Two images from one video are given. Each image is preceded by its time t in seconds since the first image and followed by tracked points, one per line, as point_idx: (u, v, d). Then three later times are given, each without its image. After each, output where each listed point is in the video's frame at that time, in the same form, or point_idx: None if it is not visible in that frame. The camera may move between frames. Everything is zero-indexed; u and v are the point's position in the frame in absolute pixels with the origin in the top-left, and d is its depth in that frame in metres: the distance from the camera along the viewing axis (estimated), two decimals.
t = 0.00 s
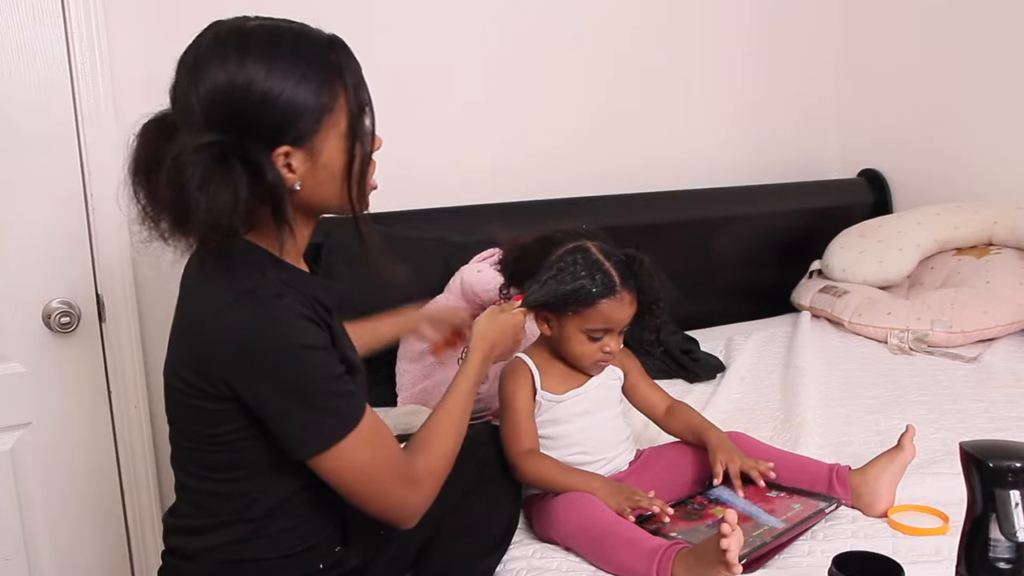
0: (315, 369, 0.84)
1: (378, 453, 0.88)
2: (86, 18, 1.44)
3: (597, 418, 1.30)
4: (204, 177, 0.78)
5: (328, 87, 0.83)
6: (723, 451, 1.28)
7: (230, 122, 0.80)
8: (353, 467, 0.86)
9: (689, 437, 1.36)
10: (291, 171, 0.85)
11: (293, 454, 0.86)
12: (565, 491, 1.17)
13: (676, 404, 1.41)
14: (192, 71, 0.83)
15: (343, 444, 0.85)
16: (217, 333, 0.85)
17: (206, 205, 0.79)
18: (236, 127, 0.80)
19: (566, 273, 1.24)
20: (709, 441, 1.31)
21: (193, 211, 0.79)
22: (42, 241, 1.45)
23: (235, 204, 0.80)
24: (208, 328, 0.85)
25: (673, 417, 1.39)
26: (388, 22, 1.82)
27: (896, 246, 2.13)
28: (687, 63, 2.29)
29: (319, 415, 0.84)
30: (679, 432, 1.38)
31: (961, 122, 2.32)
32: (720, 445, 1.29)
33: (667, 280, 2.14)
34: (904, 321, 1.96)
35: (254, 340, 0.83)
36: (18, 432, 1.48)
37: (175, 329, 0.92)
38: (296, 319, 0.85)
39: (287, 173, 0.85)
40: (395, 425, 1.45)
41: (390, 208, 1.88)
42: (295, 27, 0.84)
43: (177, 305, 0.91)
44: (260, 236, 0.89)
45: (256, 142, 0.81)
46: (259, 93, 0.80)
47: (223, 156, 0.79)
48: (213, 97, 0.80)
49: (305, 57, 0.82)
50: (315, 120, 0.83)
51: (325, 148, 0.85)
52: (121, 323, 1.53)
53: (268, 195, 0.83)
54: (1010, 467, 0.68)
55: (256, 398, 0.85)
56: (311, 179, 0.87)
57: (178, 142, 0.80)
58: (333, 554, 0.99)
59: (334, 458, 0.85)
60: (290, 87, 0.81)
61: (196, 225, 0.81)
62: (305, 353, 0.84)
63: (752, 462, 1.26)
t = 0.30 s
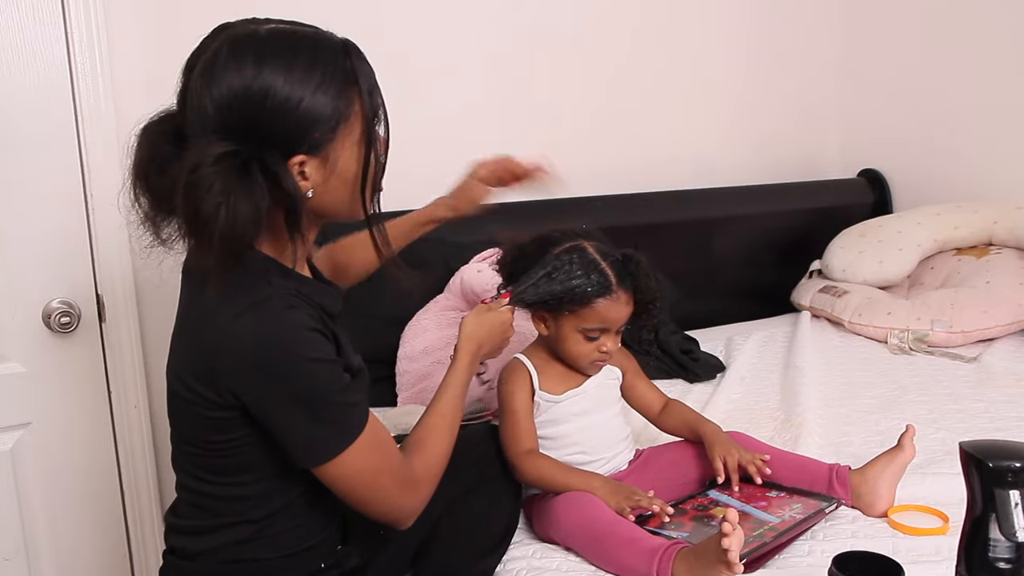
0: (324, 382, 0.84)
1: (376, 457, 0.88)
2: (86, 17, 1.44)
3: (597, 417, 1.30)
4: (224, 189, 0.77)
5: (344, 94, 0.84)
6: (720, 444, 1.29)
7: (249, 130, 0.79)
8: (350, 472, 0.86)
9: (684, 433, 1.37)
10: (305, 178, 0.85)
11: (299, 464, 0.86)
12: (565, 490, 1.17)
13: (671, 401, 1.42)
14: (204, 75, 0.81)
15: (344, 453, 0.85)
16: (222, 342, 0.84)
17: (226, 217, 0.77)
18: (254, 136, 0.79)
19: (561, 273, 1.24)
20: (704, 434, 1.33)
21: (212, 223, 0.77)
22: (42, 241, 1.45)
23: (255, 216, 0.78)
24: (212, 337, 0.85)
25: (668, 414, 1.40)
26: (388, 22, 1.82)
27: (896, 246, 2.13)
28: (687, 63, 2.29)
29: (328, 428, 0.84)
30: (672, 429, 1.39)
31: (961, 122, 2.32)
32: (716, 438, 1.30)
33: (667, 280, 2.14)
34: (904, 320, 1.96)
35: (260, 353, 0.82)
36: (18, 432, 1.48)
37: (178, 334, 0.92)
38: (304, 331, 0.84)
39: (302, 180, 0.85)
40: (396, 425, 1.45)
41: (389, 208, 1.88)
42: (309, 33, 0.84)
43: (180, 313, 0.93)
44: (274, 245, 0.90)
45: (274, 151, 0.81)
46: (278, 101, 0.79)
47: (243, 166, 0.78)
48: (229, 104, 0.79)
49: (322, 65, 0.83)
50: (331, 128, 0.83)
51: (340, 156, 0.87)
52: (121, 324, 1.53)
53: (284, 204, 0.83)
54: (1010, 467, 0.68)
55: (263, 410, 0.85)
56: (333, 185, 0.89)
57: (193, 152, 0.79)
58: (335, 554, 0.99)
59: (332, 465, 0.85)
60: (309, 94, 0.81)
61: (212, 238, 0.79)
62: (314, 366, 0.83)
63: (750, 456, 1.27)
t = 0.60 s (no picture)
0: (329, 389, 0.84)
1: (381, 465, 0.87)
2: (86, 17, 1.44)
3: (596, 417, 1.31)
4: (231, 191, 0.77)
5: (355, 98, 0.84)
6: (720, 446, 1.29)
7: (259, 133, 0.79)
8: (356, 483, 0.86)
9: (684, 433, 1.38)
10: (314, 182, 0.85)
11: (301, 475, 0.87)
12: (565, 490, 1.17)
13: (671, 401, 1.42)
14: (215, 76, 0.81)
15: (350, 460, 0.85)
16: (227, 348, 0.84)
17: (233, 219, 0.77)
18: (263, 140, 0.80)
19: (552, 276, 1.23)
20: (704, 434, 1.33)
21: (219, 226, 0.77)
22: (42, 242, 1.45)
23: (262, 220, 0.78)
24: (218, 343, 0.84)
25: (668, 414, 1.40)
26: (388, 22, 1.82)
27: (896, 246, 2.13)
28: (686, 64, 2.29)
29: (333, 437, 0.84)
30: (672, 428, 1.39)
31: (961, 122, 2.32)
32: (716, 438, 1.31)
33: (667, 280, 2.14)
34: (904, 321, 1.96)
35: (267, 361, 0.82)
36: (18, 432, 1.48)
37: (181, 337, 0.91)
38: (309, 341, 0.84)
39: (310, 183, 0.85)
40: (396, 425, 1.46)
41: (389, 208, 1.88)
42: (321, 35, 0.84)
43: (182, 315, 0.93)
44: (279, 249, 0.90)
45: (283, 155, 0.80)
46: (289, 104, 0.79)
47: (251, 170, 0.78)
48: (239, 106, 0.79)
49: (333, 68, 0.82)
50: (341, 132, 0.83)
51: (350, 160, 0.86)
52: (121, 324, 1.53)
53: (290, 207, 0.83)
54: (1010, 467, 0.68)
55: (267, 418, 0.85)
56: (344, 190, 0.88)
57: (200, 153, 0.79)
58: (335, 555, 0.99)
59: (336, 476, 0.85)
60: (320, 98, 0.81)
61: (219, 240, 0.79)
62: (318, 376, 0.83)
63: (748, 457, 1.27)
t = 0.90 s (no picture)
0: (348, 379, 0.84)
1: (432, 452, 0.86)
2: (86, 18, 1.44)
3: (590, 414, 1.31)
4: (242, 189, 0.76)
5: (361, 100, 0.84)
6: (715, 434, 1.31)
7: (267, 133, 0.79)
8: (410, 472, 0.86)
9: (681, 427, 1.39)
10: (319, 182, 0.85)
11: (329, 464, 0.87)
12: (565, 489, 1.18)
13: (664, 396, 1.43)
14: (221, 75, 0.81)
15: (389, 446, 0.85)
16: (235, 345, 0.84)
17: (244, 218, 0.77)
18: (272, 138, 0.79)
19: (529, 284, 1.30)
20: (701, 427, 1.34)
21: (226, 224, 0.77)
22: (43, 242, 1.45)
23: (272, 217, 0.78)
24: (225, 340, 0.84)
25: (662, 409, 1.41)
26: (388, 22, 1.82)
27: (896, 246, 2.13)
28: (686, 64, 2.29)
29: (348, 427, 0.84)
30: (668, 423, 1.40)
31: (961, 122, 2.32)
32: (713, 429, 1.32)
33: (667, 280, 2.14)
34: (904, 321, 1.96)
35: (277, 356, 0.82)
36: (18, 432, 1.48)
37: (183, 336, 0.91)
38: (318, 332, 0.84)
39: (316, 183, 0.85)
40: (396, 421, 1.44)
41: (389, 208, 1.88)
42: (328, 36, 0.84)
43: (183, 314, 0.93)
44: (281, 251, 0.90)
45: (291, 154, 0.80)
46: (298, 104, 0.79)
47: (261, 168, 0.78)
48: (248, 104, 0.79)
49: (341, 69, 0.82)
50: (347, 133, 0.83)
51: (355, 161, 0.86)
52: (121, 324, 1.53)
53: (297, 207, 0.83)
54: (1010, 467, 0.68)
55: (279, 412, 0.85)
56: (348, 187, 0.88)
57: (208, 152, 0.78)
58: (335, 554, 0.99)
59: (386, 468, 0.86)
60: (328, 99, 0.81)
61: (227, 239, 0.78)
62: (330, 365, 0.83)
63: (746, 443, 1.29)
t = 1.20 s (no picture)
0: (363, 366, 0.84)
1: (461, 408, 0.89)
2: (86, 18, 1.44)
3: (591, 415, 1.31)
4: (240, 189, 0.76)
5: (361, 101, 0.84)
6: (723, 444, 1.29)
7: (266, 133, 0.79)
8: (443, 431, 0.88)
9: (685, 431, 1.38)
10: (317, 182, 0.85)
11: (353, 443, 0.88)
12: (566, 488, 1.18)
13: (670, 400, 1.42)
14: (221, 75, 0.81)
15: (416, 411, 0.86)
16: (243, 344, 0.84)
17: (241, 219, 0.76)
18: (271, 139, 0.79)
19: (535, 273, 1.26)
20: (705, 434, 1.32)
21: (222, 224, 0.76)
22: (43, 242, 1.45)
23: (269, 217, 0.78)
24: (233, 339, 0.84)
25: (668, 413, 1.40)
26: (387, 22, 1.82)
27: (896, 246, 2.13)
28: (686, 64, 2.29)
29: (364, 414, 0.85)
30: (674, 427, 1.39)
31: (961, 122, 2.32)
32: (717, 438, 1.30)
33: (667, 280, 2.14)
34: (904, 321, 1.96)
35: (288, 350, 0.82)
36: (18, 432, 1.48)
37: (185, 338, 0.91)
38: (328, 324, 0.85)
39: (314, 184, 0.84)
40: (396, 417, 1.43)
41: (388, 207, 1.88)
42: (327, 37, 0.84)
43: (184, 315, 0.93)
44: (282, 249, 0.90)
45: (289, 155, 0.80)
46: (297, 105, 0.79)
47: (260, 168, 0.78)
48: (248, 105, 0.79)
49: (341, 70, 0.83)
50: (345, 134, 0.83)
51: (353, 162, 0.86)
52: (121, 324, 1.53)
53: (295, 208, 0.82)
54: (1010, 467, 0.68)
55: (292, 407, 0.85)
56: (347, 185, 0.88)
57: (207, 152, 0.78)
58: (335, 554, 0.99)
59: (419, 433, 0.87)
60: (327, 99, 0.81)
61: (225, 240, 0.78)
62: (344, 353, 0.84)
63: (752, 458, 1.27)
